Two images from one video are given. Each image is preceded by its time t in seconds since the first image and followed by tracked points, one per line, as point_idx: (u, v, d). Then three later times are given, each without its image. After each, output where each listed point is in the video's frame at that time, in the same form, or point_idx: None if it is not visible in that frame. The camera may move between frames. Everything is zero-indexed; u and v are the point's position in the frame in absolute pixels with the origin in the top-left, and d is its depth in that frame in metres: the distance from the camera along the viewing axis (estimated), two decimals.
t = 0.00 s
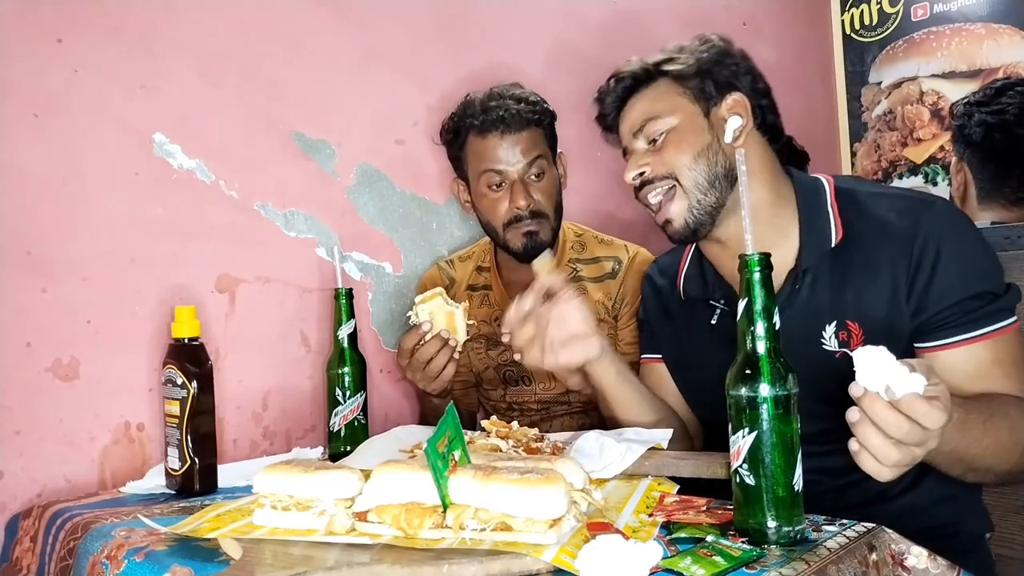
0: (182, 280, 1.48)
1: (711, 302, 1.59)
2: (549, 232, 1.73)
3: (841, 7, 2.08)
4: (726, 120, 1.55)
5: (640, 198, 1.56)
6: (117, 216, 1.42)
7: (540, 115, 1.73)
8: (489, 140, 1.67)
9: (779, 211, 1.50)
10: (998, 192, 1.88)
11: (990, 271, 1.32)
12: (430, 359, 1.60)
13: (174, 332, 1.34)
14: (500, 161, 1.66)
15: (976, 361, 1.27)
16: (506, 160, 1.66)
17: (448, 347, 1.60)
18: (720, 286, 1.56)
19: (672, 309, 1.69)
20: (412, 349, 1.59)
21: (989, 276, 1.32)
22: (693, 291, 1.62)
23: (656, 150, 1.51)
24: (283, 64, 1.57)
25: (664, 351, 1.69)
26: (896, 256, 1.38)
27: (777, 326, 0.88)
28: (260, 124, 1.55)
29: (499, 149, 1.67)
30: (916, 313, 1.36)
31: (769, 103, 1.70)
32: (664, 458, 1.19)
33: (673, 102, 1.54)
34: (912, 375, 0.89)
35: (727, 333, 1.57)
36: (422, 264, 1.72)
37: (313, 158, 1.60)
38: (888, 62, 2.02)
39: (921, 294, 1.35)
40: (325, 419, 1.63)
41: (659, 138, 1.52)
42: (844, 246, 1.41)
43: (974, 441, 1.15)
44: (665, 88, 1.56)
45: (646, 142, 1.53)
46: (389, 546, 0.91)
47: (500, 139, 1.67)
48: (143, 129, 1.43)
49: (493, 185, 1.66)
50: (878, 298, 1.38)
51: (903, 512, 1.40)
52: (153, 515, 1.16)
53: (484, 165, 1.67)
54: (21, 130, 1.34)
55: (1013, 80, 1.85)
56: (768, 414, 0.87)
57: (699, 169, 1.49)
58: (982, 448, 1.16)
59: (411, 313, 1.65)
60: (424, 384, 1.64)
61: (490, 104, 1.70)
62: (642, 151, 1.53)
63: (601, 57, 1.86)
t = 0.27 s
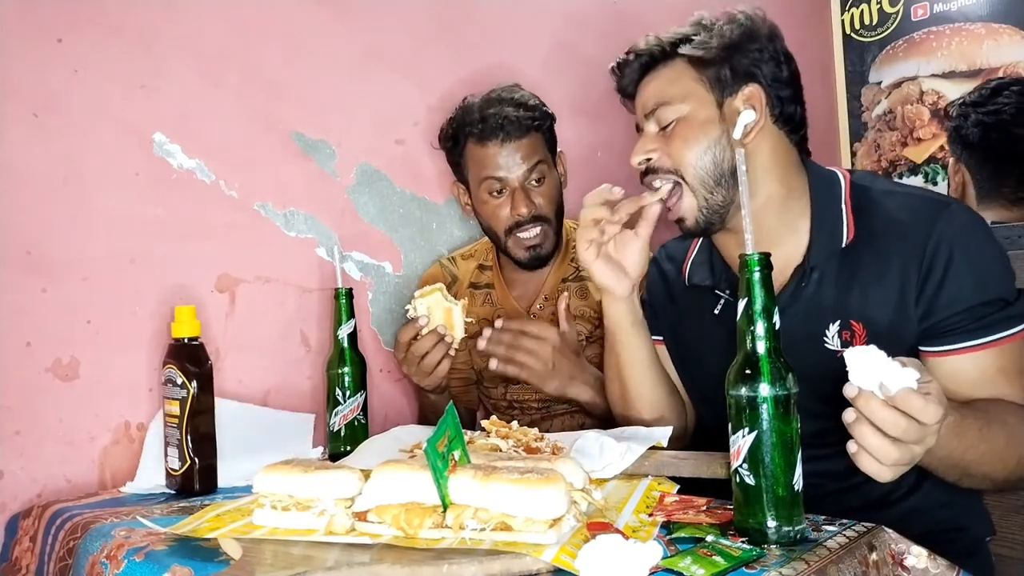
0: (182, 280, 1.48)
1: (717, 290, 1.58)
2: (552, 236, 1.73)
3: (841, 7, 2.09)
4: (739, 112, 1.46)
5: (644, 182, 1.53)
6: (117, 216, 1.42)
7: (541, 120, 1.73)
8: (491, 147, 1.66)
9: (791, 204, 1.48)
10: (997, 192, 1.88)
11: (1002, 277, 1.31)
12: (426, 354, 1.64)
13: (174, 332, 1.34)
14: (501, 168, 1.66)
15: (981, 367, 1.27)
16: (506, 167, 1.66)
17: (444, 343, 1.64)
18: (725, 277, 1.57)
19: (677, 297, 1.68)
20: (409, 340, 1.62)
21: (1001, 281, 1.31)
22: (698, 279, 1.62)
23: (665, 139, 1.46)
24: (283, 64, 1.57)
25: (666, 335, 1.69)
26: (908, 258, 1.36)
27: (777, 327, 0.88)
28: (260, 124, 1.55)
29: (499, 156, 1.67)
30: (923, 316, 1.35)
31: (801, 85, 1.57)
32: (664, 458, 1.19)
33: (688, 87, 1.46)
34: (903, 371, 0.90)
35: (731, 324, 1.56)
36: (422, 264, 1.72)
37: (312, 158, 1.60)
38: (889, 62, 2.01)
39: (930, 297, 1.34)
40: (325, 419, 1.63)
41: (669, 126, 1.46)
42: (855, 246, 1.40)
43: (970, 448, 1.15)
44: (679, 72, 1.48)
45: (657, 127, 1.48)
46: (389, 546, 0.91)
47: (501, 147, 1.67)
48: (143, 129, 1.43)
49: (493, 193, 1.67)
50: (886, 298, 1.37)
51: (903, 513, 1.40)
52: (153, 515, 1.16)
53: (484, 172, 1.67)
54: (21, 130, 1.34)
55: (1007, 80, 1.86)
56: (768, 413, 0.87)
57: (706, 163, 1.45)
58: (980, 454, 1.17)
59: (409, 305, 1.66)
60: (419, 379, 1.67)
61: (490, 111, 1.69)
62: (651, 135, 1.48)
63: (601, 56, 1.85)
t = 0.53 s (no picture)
0: (182, 280, 1.48)
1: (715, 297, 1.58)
2: (544, 238, 1.71)
3: (841, 8, 2.09)
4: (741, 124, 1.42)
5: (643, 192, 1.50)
6: (117, 216, 1.42)
7: (529, 122, 1.71)
8: (478, 153, 1.66)
9: (790, 212, 1.46)
10: (995, 192, 1.87)
11: (1005, 288, 1.29)
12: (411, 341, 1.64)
13: (174, 332, 1.34)
14: (486, 174, 1.65)
15: (983, 380, 1.24)
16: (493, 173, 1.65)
17: (431, 331, 1.64)
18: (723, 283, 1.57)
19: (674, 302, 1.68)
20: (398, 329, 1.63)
21: (1004, 293, 1.29)
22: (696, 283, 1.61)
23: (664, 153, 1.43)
24: (283, 64, 1.57)
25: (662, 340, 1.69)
26: (908, 267, 1.35)
27: (777, 327, 0.88)
28: (260, 124, 1.55)
29: (487, 162, 1.65)
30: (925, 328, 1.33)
31: (804, 83, 1.52)
32: (664, 458, 1.20)
33: (689, 100, 1.42)
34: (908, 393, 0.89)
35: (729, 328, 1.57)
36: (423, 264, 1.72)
37: (313, 158, 1.60)
38: (888, 62, 2.01)
39: (931, 308, 1.32)
40: (325, 419, 1.63)
41: (668, 140, 1.42)
42: (855, 256, 1.39)
43: (974, 462, 1.09)
44: (681, 84, 1.42)
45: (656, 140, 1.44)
46: (389, 546, 0.91)
47: (487, 152, 1.65)
48: (144, 129, 1.44)
49: (482, 198, 1.67)
50: (887, 308, 1.36)
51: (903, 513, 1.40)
52: (153, 515, 1.16)
53: (470, 177, 1.67)
54: (21, 130, 1.34)
55: (997, 82, 1.86)
56: (768, 414, 0.87)
57: (707, 175, 1.41)
58: (983, 469, 1.10)
59: (399, 292, 1.68)
60: (404, 367, 1.66)
61: (473, 117, 1.68)
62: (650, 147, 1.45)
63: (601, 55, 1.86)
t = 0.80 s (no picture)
0: (182, 280, 1.48)
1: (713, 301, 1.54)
2: (538, 228, 1.72)
3: (841, 7, 2.09)
4: (742, 121, 1.41)
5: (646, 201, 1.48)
6: (117, 216, 1.42)
7: (526, 111, 1.72)
8: (474, 138, 1.66)
9: (789, 213, 1.45)
10: (992, 193, 1.87)
11: (1004, 291, 1.28)
12: (405, 346, 1.59)
13: (174, 332, 1.34)
14: (482, 161, 1.66)
15: (982, 385, 1.23)
16: (490, 159, 1.65)
17: (425, 336, 1.59)
18: (720, 286, 1.53)
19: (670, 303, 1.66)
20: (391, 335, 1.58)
21: (1002, 296, 1.28)
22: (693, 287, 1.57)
23: (666, 156, 1.40)
24: (283, 64, 1.57)
25: (659, 347, 1.67)
26: (906, 270, 1.34)
27: (777, 327, 0.88)
28: (260, 124, 1.55)
29: (485, 146, 1.66)
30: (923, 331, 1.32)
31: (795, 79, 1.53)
32: (664, 458, 1.20)
33: (688, 102, 1.40)
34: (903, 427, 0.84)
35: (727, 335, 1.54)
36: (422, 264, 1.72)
37: (313, 158, 1.60)
38: (888, 62, 2.01)
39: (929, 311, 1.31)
40: (325, 419, 1.63)
41: (671, 143, 1.40)
42: (854, 260, 1.39)
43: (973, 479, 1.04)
44: (678, 86, 1.41)
45: (657, 144, 1.42)
46: (389, 546, 0.91)
47: (484, 138, 1.66)
48: (144, 129, 1.43)
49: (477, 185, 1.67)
50: (886, 312, 1.35)
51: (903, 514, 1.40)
52: (153, 515, 1.16)
53: (466, 164, 1.67)
54: (21, 130, 1.34)
55: (986, 82, 1.87)
56: (768, 414, 0.87)
57: (710, 177, 1.38)
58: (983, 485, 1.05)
59: (394, 296, 1.65)
60: (399, 372, 1.62)
61: (470, 105, 1.69)
62: (651, 153, 1.42)
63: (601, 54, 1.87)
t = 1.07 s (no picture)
0: (182, 280, 1.48)
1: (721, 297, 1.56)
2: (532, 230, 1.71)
3: (841, 7, 2.09)
4: (743, 124, 1.42)
5: (648, 204, 1.48)
6: (117, 216, 1.42)
7: (524, 110, 1.72)
8: (471, 135, 1.67)
9: (796, 213, 1.46)
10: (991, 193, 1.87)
11: (1011, 294, 1.27)
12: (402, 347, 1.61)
13: (174, 332, 1.34)
14: (479, 158, 1.66)
15: (985, 387, 1.22)
16: (485, 157, 1.66)
17: (421, 338, 1.61)
18: (727, 282, 1.56)
19: (677, 296, 1.67)
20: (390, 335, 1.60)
21: (1010, 298, 1.27)
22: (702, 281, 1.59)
23: (666, 159, 1.41)
24: (283, 64, 1.57)
25: (663, 338, 1.68)
26: (915, 269, 1.34)
27: (777, 327, 0.88)
28: (260, 124, 1.55)
29: (482, 144, 1.66)
30: (929, 330, 1.31)
31: (797, 82, 1.53)
32: (664, 458, 1.20)
33: (685, 107, 1.40)
34: (899, 440, 0.84)
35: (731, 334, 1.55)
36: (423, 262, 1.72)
37: (313, 158, 1.60)
38: (888, 62, 2.01)
39: (935, 311, 1.30)
40: (325, 419, 1.63)
41: (671, 145, 1.40)
42: (864, 259, 1.38)
43: (975, 488, 1.02)
44: (677, 91, 1.41)
45: (658, 147, 1.42)
46: (389, 546, 0.91)
47: (482, 133, 1.66)
48: (144, 129, 1.43)
49: (471, 184, 1.68)
50: (893, 311, 1.34)
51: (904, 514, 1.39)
52: (153, 515, 1.16)
53: (463, 161, 1.67)
54: (20, 130, 1.34)
55: (980, 83, 1.88)
56: (768, 414, 0.87)
57: (711, 179, 1.39)
58: (985, 494, 1.03)
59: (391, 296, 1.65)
60: (394, 373, 1.64)
61: (468, 102, 1.69)
62: (652, 157, 1.43)
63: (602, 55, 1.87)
